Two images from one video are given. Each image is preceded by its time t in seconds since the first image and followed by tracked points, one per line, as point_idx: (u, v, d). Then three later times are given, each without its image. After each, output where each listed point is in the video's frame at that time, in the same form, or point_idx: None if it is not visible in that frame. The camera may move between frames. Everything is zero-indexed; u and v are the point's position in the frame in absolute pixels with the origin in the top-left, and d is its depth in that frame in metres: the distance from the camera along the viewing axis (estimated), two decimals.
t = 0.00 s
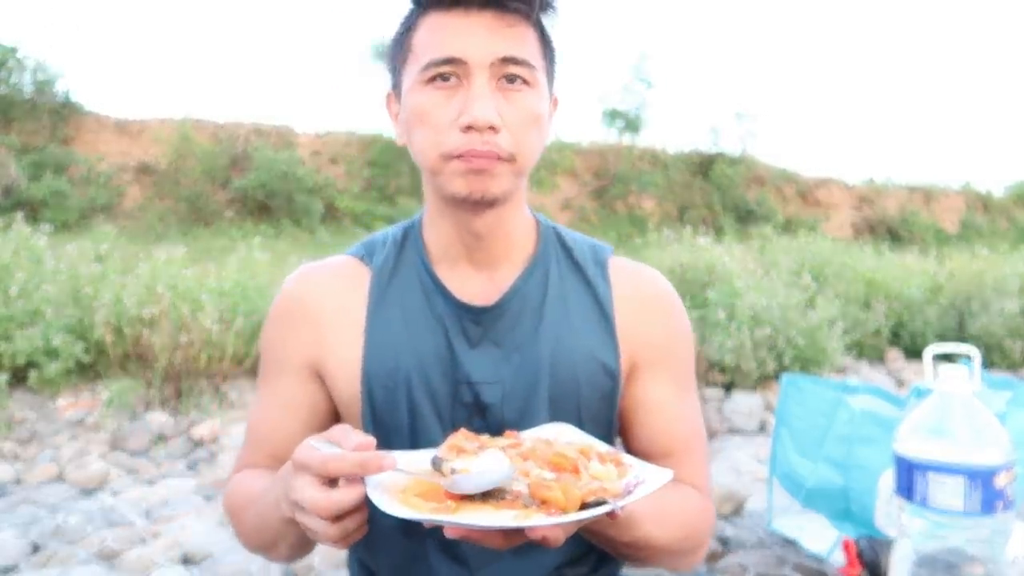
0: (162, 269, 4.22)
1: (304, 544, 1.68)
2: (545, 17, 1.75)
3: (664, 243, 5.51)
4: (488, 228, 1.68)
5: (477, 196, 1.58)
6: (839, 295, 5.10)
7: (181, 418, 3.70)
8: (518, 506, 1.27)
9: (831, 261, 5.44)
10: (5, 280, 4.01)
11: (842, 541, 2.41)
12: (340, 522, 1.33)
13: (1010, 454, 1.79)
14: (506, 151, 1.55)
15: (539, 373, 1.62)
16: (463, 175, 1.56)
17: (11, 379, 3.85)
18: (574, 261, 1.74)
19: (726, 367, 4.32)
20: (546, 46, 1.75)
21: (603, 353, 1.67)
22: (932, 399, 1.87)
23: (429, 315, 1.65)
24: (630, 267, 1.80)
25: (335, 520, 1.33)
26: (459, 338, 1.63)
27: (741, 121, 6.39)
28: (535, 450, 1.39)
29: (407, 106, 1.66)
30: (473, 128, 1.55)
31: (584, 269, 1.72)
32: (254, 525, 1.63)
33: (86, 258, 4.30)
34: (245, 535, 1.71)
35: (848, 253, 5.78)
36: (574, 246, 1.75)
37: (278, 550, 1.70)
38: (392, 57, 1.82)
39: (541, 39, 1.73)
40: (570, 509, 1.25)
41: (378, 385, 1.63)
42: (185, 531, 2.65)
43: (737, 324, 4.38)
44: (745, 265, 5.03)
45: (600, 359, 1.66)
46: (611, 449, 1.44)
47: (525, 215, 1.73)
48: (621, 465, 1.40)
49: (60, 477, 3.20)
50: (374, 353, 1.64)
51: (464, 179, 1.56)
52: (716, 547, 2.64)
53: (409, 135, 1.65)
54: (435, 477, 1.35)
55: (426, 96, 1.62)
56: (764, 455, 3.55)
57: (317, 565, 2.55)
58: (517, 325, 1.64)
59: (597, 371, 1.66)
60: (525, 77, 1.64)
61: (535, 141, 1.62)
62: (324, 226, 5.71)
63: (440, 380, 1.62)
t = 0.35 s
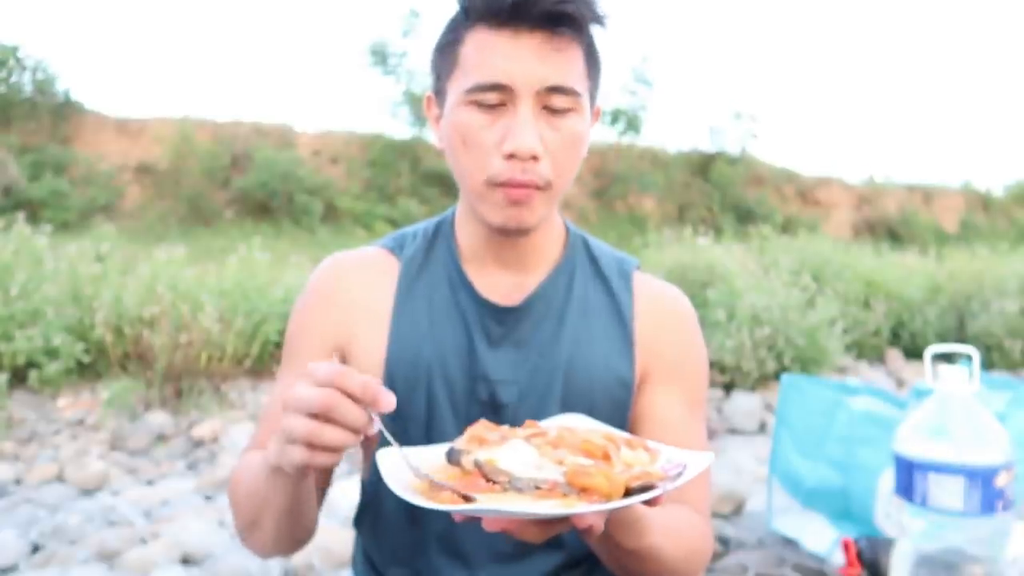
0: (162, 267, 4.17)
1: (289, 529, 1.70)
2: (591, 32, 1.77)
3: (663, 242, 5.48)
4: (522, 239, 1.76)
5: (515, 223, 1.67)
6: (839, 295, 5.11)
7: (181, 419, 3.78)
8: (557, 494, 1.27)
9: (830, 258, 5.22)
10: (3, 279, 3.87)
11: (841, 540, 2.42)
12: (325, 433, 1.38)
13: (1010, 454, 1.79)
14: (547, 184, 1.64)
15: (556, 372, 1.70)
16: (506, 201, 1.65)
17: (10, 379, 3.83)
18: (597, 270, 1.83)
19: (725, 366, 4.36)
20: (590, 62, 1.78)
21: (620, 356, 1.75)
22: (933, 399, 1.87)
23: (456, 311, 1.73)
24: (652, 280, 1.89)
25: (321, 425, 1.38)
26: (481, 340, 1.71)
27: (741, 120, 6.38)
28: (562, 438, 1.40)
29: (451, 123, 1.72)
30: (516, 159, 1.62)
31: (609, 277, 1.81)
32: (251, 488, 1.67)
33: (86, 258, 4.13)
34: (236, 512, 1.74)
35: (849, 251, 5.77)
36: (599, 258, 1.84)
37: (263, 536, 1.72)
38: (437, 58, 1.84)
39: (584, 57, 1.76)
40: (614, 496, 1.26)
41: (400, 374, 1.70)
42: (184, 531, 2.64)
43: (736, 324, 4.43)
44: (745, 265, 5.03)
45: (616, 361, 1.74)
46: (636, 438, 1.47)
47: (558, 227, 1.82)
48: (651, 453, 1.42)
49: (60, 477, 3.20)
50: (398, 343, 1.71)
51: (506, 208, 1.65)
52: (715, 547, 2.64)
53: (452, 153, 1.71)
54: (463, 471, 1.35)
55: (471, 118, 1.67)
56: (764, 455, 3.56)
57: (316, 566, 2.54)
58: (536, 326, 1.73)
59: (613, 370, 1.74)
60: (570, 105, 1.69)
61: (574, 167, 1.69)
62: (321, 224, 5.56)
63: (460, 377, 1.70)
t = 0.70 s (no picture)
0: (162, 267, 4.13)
1: (274, 499, 1.61)
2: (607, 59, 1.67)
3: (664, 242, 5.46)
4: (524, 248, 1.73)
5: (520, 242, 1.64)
6: (839, 295, 5.11)
7: (181, 419, 3.86)
8: (560, 449, 1.25)
9: (831, 259, 5.14)
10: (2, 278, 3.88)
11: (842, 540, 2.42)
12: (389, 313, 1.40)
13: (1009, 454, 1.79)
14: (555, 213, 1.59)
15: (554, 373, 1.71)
16: (514, 225, 1.62)
17: (9, 379, 3.78)
18: (593, 270, 1.82)
19: (725, 366, 4.38)
20: (603, 84, 1.71)
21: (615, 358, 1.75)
22: (933, 399, 1.87)
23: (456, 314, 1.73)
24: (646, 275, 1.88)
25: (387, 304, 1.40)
26: (478, 341, 1.72)
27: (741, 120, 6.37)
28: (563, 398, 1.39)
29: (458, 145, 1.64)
30: (527, 191, 1.56)
31: (603, 274, 1.81)
32: (240, 449, 1.60)
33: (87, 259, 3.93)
34: (217, 481, 1.65)
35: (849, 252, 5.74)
36: (594, 257, 1.83)
37: (244, 509, 1.63)
38: (443, 66, 1.74)
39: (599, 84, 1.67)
40: (618, 450, 1.25)
41: (400, 377, 1.71)
42: (184, 531, 2.63)
43: (736, 324, 4.44)
44: (745, 265, 5.02)
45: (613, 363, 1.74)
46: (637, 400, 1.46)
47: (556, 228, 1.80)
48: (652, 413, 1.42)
49: (60, 477, 3.20)
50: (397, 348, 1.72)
51: (512, 231, 1.62)
52: (716, 547, 2.63)
53: (459, 173, 1.65)
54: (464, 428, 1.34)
55: (481, 146, 1.59)
56: (764, 455, 3.56)
57: (316, 566, 2.54)
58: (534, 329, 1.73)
59: (611, 374, 1.74)
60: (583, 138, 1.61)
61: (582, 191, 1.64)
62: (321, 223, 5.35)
63: (460, 383, 1.72)
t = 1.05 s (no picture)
0: (162, 268, 4.21)
1: (272, 505, 1.44)
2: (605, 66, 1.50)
3: (664, 242, 5.44)
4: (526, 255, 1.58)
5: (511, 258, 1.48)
6: (838, 295, 5.10)
7: (180, 419, 3.70)
8: (547, 461, 1.17)
9: (831, 259, 5.35)
10: (6, 280, 4.01)
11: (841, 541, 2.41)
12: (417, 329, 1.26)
13: (1010, 454, 1.78)
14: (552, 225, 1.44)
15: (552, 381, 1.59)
16: (506, 240, 1.45)
17: (11, 379, 3.84)
18: (593, 272, 1.69)
19: (726, 366, 4.31)
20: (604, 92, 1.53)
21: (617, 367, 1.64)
22: (933, 399, 1.88)
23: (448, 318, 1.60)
24: (649, 277, 1.76)
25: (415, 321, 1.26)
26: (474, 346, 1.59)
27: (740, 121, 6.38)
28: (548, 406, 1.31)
29: (448, 154, 1.48)
30: (519, 202, 1.40)
31: (601, 277, 1.68)
32: (242, 448, 1.42)
33: (86, 258, 4.26)
34: (213, 473, 1.47)
35: (849, 252, 5.70)
36: (592, 255, 1.70)
37: (237, 511, 1.46)
38: (437, 69, 1.57)
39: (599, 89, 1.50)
40: (607, 460, 1.17)
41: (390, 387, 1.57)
42: (184, 532, 2.65)
43: (737, 324, 4.39)
44: (744, 265, 5.02)
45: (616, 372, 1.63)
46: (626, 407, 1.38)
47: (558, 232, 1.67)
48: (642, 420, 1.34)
49: (60, 477, 3.20)
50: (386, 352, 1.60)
51: (505, 244, 1.46)
52: (716, 547, 2.63)
53: (449, 183, 1.48)
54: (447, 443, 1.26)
55: (473, 156, 1.42)
56: (764, 455, 3.55)
57: (316, 566, 2.53)
58: (530, 332, 1.61)
59: (615, 382, 1.62)
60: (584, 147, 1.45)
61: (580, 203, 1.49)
62: (321, 223, 5.78)
63: (453, 388, 1.58)
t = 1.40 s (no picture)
0: (162, 268, 4.20)
1: (273, 508, 1.44)
2: (609, 71, 1.51)
3: (664, 242, 5.43)
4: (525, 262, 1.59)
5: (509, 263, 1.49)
6: (838, 295, 5.11)
7: (181, 419, 3.70)
8: (535, 480, 1.17)
9: (831, 259, 5.34)
10: (6, 280, 4.01)
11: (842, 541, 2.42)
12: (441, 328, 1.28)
13: (1011, 454, 1.78)
14: (550, 231, 1.44)
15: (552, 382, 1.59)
16: (506, 247, 1.45)
17: (11, 379, 3.84)
18: (592, 273, 1.69)
19: (726, 366, 4.32)
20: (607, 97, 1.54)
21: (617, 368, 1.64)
22: (933, 400, 1.88)
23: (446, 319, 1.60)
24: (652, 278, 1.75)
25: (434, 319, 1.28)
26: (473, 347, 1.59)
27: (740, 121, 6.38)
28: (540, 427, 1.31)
29: (447, 159, 1.47)
30: (519, 210, 1.41)
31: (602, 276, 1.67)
32: (244, 451, 1.41)
33: (86, 258, 4.26)
34: (211, 473, 1.47)
35: (849, 252, 5.69)
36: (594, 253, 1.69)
37: (239, 514, 1.45)
38: (438, 68, 1.57)
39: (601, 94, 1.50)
40: (595, 479, 1.17)
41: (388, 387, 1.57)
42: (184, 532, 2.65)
43: (736, 324, 4.40)
44: (744, 265, 5.03)
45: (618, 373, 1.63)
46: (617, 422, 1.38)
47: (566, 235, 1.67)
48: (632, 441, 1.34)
49: (60, 477, 3.20)
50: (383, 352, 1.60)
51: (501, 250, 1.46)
52: (716, 547, 2.63)
53: (448, 187, 1.48)
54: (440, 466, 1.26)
55: (472, 162, 1.42)
56: (764, 455, 3.56)
57: (316, 566, 2.53)
58: (530, 333, 1.62)
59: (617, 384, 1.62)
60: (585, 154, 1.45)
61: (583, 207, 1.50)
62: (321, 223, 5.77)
63: (450, 390, 1.57)
